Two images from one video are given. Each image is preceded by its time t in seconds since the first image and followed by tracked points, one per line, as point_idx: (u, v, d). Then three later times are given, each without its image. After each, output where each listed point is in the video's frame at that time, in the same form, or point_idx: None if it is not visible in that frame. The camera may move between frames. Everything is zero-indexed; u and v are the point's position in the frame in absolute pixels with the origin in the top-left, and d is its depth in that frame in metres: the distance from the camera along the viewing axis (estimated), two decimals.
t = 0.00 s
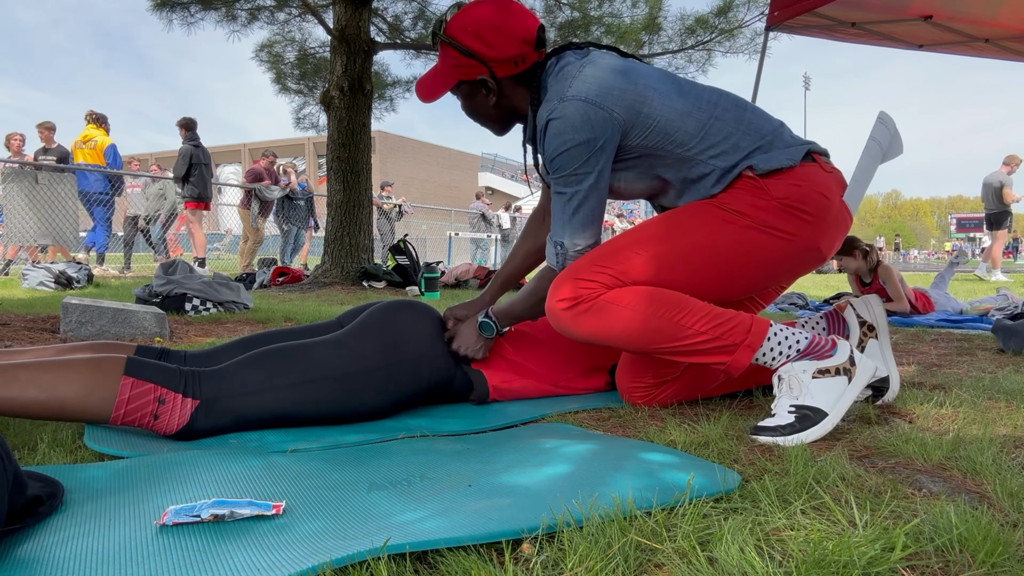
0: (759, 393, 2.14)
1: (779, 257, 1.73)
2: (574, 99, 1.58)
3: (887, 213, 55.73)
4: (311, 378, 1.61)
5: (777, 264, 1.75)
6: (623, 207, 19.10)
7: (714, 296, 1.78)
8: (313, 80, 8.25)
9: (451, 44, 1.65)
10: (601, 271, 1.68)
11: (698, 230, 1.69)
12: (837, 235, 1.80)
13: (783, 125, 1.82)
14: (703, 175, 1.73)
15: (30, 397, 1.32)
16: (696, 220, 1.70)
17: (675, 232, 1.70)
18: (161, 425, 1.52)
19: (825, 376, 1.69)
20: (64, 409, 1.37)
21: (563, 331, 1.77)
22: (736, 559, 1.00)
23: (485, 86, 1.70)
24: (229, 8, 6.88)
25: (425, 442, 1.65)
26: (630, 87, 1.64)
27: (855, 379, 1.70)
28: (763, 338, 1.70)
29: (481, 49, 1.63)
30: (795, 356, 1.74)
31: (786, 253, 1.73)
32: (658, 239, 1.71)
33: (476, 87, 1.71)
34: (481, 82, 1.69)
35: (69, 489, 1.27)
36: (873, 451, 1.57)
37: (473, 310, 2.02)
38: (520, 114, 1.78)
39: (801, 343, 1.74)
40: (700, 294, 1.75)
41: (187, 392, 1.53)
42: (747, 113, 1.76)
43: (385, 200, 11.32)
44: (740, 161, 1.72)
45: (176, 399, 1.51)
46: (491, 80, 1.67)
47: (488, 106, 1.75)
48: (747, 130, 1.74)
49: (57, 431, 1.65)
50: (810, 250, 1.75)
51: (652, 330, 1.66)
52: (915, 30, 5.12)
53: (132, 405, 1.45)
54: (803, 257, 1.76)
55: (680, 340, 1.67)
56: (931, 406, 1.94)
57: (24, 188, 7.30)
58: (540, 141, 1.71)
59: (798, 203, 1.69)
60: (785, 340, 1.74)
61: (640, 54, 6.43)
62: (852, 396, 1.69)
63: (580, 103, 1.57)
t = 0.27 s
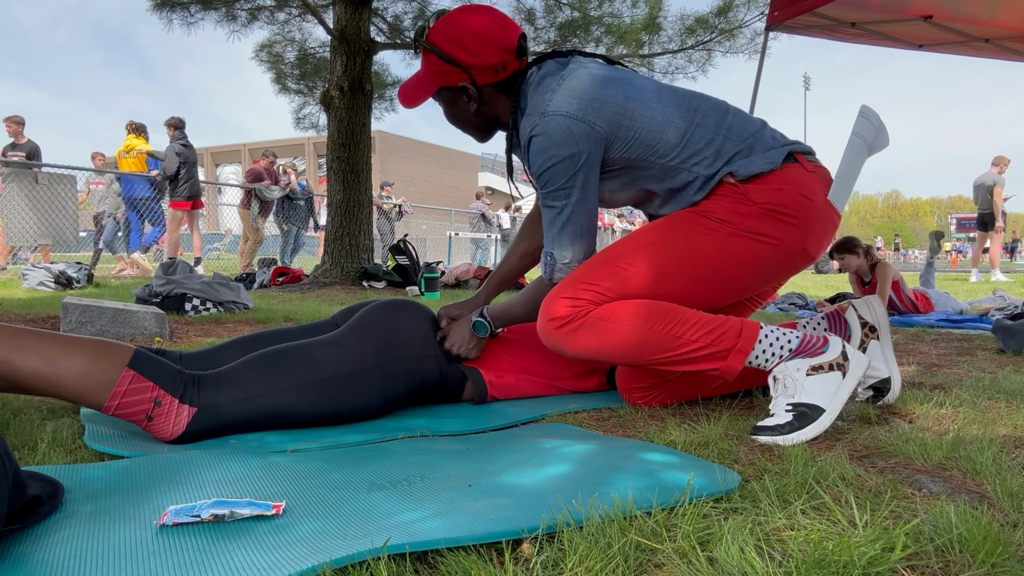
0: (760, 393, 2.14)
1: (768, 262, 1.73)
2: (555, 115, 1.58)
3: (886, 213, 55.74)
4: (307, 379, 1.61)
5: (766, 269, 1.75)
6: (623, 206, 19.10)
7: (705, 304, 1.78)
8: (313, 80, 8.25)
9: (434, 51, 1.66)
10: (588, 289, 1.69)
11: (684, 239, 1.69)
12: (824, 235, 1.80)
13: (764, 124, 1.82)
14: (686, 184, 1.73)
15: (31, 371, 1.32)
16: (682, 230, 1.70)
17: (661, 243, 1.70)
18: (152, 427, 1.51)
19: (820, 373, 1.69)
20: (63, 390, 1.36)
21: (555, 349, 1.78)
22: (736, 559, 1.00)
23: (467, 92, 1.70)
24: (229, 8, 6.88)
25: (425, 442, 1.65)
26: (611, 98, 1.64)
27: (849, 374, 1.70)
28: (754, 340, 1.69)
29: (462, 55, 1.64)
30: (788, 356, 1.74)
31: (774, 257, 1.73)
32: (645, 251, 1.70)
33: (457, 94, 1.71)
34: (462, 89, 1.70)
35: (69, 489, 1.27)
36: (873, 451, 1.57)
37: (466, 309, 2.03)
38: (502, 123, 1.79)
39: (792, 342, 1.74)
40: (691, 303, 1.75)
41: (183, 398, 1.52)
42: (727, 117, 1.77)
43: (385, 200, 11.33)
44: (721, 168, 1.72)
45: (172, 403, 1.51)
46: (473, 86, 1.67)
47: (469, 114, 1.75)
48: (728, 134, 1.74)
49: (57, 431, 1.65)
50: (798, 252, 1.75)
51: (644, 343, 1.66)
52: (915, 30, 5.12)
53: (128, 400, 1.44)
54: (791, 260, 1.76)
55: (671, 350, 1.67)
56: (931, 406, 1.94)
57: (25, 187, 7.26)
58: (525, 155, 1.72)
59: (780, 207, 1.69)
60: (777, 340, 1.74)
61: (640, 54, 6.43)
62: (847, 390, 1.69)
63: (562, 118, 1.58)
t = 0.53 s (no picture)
0: (759, 394, 2.14)
1: (779, 259, 1.73)
2: (585, 88, 1.58)
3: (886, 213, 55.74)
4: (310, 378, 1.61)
5: (778, 266, 1.75)
6: (622, 207, 19.16)
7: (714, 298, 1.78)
8: (313, 80, 8.25)
9: (464, 26, 1.64)
10: (602, 269, 1.69)
11: (699, 229, 1.69)
12: (838, 239, 1.80)
13: (787, 127, 1.83)
14: (708, 174, 1.73)
15: (29, 392, 1.32)
16: (696, 220, 1.70)
17: (676, 231, 1.70)
18: (156, 431, 1.53)
19: (823, 376, 1.69)
20: (62, 407, 1.37)
21: (564, 331, 1.77)
22: (736, 559, 1.00)
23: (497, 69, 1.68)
24: (229, 8, 6.88)
25: (425, 442, 1.65)
26: (639, 79, 1.64)
27: (853, 379, 1.71)
28: (761, 337, 1.69)
29: (492, 31, 1.62)
30: (793, 356, 1.74)
31: (786, 255, 1.73)
32: (658, 239, 1.71)
33: (485, 71, 1.69)
34: (490, 66, 1.68)
35: (69, 489, 1.27)
36: (873, 451, 1.57)
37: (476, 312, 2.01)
38: (528, 101, 1.77)
39: (799, 343, 1.74)
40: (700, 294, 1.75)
41: (185, 400, 1.53)
42: (753, 115, 1.77)
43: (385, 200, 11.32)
44: (742, 163, 1.72)
45: (174, 406, 1.52)
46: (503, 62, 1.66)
47: (497, 92, 1.73)
48: (752, 130, 1.74)
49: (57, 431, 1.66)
50: (810, 253, 1.75)
51: (651, 329, 1.66)
52: (915, 30, 5.12)
53: (130, 408, 1.45)
54: (803, 260, 1.76)
55: (678, 338, 1.67)
56: (931, 406, 1.94)
57: (26, 187, 7.15)
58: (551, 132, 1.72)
59: (799, 204, 1.69)
60: (783, 340, 1.74)
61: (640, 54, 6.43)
62: (850, 395, 1.69)
63: (590, 93, 1.58)
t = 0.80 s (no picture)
0: (759, 393, 2.14)
1: (786, 263, 1.74)
2: (604, 86, 1.58)
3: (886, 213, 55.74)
4: (310, 378, 1.60)
5: (783, 270, 1.75)
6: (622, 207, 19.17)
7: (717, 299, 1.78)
8: (313, 80, 8.25)
9: (481, 13, 1.63)
10: (609, 265, 1.70)
11: (706, 230, 1.70)
12: (843, 247, 1.81)
13: (800, 134, 1.83)
14: (719, 177, 1.73)
15: (41, 395, 1.32)
16: (704, 221, 1.70)
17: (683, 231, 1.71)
18: (168, 430, 1.52)
19: (826, 377, 1.69)
20: (73, 408, 1.37)
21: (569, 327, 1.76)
22: (736, 559, 1.00)
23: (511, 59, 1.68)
24: (229, 8, 6.88)
25: (425, 442, 1.65)
26: (657, 80, 1.64)
27: (856, 382, 1.71)
28: (765, 337, 1.70)
29: (510, 19, 1.62)
30: (797, 357, 1.74)
31: (792, 260, 1.73)
32: (663, 238, 1.72)
33: (501, 59, 1.68)
34: (506, 55, 1.67)
35: (69, 489, 1.27)
36: (873, 451, 1.57)
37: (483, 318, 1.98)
38: (540, 94, 1.77)
39: (803, 344, 1.74)
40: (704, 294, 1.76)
41: (196, 399, 1.52)
42: (767, 120, 1.76)
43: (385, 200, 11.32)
44: (754, 167, 1.72)
45: (185, 406, 1.51)
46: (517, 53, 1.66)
47: (510, 81, 1.73)
48: (765, 135, 1.74)
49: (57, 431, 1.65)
50: (816, 259, 1.76)
51: (655, 326, 1.66)
52: (915, 30, 5.12)
53: (141, 410, 1.44)
54: (809, 265, 1.76)
55: (681, 337, 1.67)
56: (931, 406, 1.94)
57: (24, 187, 7.24)
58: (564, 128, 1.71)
59: (808, 211, 1.69)
60: (786, 341, 1.74)
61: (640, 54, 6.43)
62: (853, 398, 1.69)
63: (606, 93, 1.57)
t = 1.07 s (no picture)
0: (760, 394, 2.14)
1: (772, 263, 1.73)
2: (561, 117, 1.57)
3: (886, 213, 55.75)
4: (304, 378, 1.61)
5: (770, 270, 1.75)
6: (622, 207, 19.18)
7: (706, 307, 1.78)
8: (313, 80, 8.25)
9: (442, 52, 1.65)
10: (593, 287, 1.68)
11: (688, 240, 1.69)
12: (828, 238, 1.81)
13: (771, 128, 1.83)
14: (694, 184, 1.73)
15: (23, 394, 1.31)
16: (685, 230, 1.70)
17: (665, 244, 1.70)
18: (155, 430, 1.53)
19: (823, 374, 1.69)
20: (60, 409, 1.37)
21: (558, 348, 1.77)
22: (736, 559, 1.00)
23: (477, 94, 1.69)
24: (229, 8, 6.88)
25: (425, 442, 1.65)
26: (615, 100, 1.64)
27: (852, 375, 1.71)
28: (758, 341, 1.70)
29: (471, 58, 1.63)
30: (791, 356, 1.75)
31: (778, 259, 1.73)
32: (647, 252, 1.71)
33: (466, 96, 1.70)
34: (470, 92, 1.69)
35: (69, 489, 1.27)
36: (873, 451, 1.57)
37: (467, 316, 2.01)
38: (511, 124, 1.78)
39: (797, 343, 1.75)
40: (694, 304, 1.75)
41: (182, 398, 1.53)
42: (734, 120, 1.77)
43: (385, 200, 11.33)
44: (727, 170, 1.72)
45: (171, 405, 1.52)
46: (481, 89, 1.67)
47: (479, 116, 1.74)
48: (735, 135, 1.74)
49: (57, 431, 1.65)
50: (802, 254, 1.75)
51: (647, 342, 1.66)
52: (915, 30, 5.12)
53: (126, 408, 1.45)
54: (795, 263, 1.76)
55: (674, 350, 1.67)
56: (931, 406, 1.94)
57: (24, 188, 7.26)
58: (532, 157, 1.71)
59: (787, 208, 1.69)
60: (780, 341, 1.75)
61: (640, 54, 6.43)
62: (851, 391, 1.69)
63: (567, 123, 1.57)
